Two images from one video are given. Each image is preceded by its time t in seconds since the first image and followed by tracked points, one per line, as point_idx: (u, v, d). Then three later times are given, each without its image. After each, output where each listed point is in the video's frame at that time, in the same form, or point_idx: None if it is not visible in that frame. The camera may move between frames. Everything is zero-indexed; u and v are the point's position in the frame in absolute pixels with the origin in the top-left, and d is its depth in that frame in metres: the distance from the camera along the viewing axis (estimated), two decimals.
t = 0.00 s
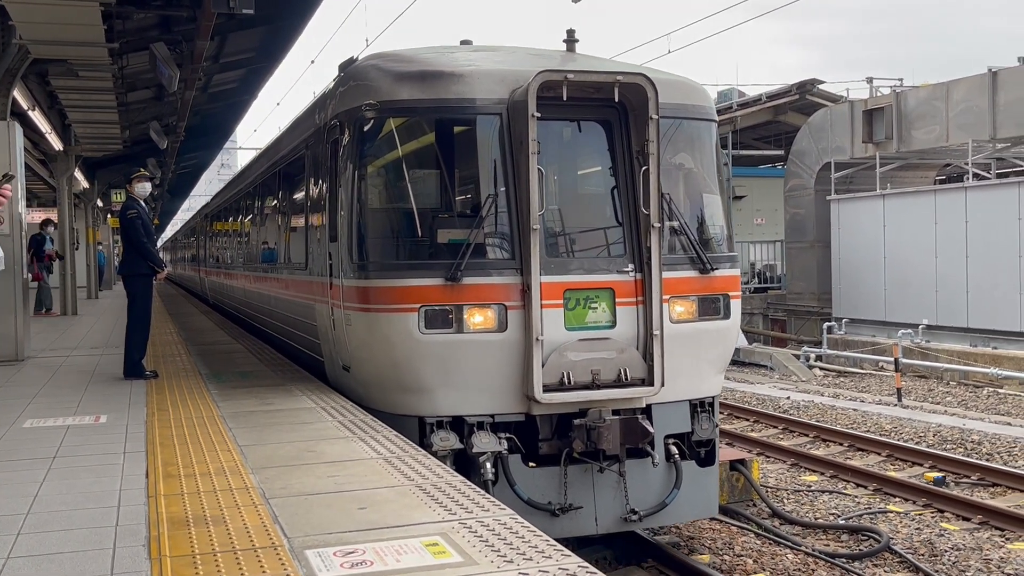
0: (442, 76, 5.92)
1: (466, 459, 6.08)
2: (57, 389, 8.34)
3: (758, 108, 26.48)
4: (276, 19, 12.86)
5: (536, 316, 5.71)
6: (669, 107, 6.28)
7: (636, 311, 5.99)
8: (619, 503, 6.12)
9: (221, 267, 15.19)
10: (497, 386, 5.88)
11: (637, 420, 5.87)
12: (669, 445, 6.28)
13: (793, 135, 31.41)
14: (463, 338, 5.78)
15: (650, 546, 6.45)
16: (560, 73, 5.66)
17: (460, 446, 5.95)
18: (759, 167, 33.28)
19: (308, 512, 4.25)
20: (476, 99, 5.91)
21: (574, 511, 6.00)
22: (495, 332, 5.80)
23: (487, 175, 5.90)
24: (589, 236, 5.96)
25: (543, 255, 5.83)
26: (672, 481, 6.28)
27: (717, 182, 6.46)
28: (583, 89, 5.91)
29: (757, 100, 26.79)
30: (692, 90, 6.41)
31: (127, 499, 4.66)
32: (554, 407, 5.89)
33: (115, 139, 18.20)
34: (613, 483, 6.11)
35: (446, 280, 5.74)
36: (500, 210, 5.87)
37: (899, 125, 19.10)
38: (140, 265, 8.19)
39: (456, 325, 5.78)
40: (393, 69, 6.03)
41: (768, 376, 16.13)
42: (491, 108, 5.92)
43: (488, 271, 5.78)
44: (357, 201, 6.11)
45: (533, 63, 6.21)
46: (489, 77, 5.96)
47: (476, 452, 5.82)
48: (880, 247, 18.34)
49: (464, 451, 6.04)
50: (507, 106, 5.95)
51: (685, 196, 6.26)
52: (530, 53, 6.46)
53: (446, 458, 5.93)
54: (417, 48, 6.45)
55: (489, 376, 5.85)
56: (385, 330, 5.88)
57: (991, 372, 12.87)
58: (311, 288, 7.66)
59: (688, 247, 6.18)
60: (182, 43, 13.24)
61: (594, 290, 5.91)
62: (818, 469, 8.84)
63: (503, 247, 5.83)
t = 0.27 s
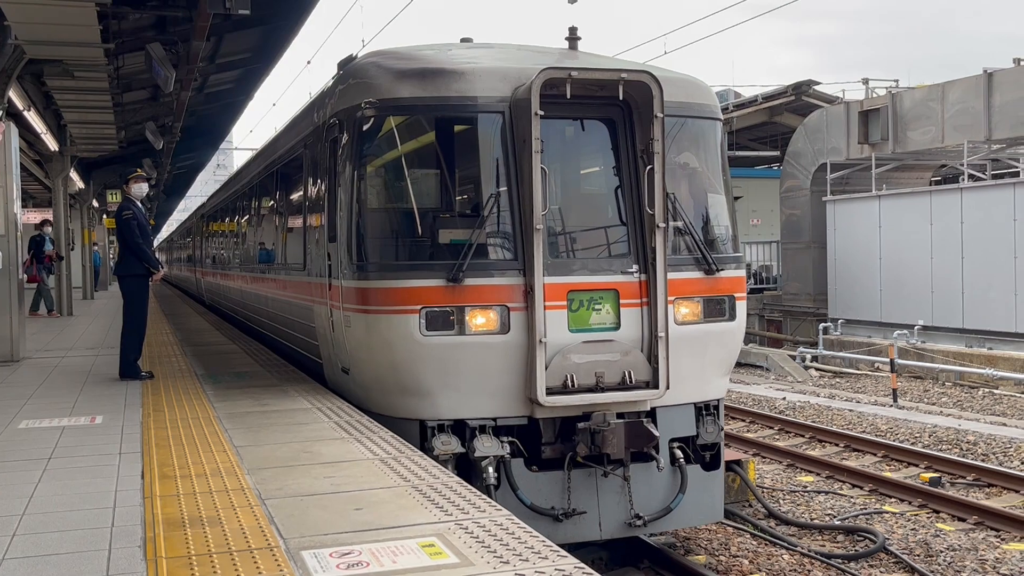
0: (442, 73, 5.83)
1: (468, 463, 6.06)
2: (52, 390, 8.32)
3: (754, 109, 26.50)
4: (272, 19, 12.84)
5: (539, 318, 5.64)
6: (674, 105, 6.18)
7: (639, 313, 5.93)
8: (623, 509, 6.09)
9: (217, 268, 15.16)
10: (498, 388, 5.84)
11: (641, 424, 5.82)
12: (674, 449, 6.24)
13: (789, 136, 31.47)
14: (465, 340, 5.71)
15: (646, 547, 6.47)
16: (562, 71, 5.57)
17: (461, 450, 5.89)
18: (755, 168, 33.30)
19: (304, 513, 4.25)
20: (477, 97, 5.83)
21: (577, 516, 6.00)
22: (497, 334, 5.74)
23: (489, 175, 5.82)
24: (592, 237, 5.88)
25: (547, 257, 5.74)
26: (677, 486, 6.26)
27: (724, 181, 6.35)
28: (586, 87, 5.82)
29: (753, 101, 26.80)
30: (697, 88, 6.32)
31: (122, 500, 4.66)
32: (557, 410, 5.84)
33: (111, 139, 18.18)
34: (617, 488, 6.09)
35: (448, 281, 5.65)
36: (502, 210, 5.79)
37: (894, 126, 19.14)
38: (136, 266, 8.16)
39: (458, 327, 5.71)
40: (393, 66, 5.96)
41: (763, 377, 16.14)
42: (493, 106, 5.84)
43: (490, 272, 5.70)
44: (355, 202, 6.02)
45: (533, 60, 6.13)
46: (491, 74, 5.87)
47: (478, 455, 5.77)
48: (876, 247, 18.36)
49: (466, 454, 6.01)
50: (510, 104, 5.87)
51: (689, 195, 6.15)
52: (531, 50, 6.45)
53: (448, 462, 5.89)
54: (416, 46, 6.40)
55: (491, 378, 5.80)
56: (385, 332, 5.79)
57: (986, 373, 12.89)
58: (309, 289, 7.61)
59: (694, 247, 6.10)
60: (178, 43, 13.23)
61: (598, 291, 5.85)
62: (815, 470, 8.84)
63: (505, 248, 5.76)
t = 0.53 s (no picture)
0: (445, 70, 5.65)
1: (471, 468, 5.88)
2: (48, 391, 8.31)
3: (750, 110, 26.53)
4: (268, 19, 12.82)
5: (544, 320, 5.48)
6: (680, 103, 6.03)
7: (646, 315, 5.74)
8: (628, 514, 5.91)
9: (213, 269, 15.13)
10: (501, 391, 5.67)
11: (647, 428, 5.63)
12: (680, 454, 6.04)
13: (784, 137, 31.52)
14: (468, 342, 5.54)
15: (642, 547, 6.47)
16: (568, 68, 5.41)
17: (464, 455, 5.70)
18: (750, 168, 33.37)
19: (299, 514, 4.24)
20: (480, 94, 5.66)
21: (582, 522, 5.80)
22: (500, 336, 5.57)
23: (492, 173, 5.66)
24: (598, 237, 5.72)
25: (551, 258, 5.56)
26: (684, 491, 6.05)
27: (729, 181, 6.22)
28: (591, 84, 5.67)
29: (749, 101, 26.83)
30: (703, 86, 6.16)
31: (117, 501, 4.65)
32: (562, 414, 5.66)
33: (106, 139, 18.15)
34: (622, 493, 5.90)
35: (450, 282, 5.49)
36: (506, 209, 5.63)
37: (890, 128, 19.16)
38: (132, 267, 8.15)
39: (460, 329, 5.55)
40: (394, 63, 5.77)
41: (759, 377, 16.16)
42: (496, 103, 5.68)
43: (493, 272, 5.53)
44: (354, 202, 5.87)
45: (535, 57, 5.99)
46: (494, 72, 5.70)
47: (481, 461, 5.60)
48: (871, 248, 18.38)
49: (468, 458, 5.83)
50: (513, 102, 5.70)
51: (695, 195, 6.02)
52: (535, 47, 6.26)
53: (450, 467, 5.68)
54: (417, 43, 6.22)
55: (494, 381, 5.64)
56: (385, 334, 5.63)
57: (981, 374, 12.91)
58: (306, 290, 7.55)
59: (700, 247, 5.94)
60: (173, 44, 13.21)
61: (603, 292, 5.67)
62: (810, 470, 8.85)
63: (509, 248, 5.59)
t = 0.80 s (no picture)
0: (449, 65, 5.47)
1: (475, 473, 5.66)
2: (43, 392, 8.29)
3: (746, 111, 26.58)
4: (263, 19, 12.80)
5: (551, 322, 5.27)
6: (688, 100, 5.84)
7: (655, 316, 5.54)
8: (636, 521, 5.73)
9: (209, 269, 15.09)
10: (506, 396, 5.46)
11: (656, 433, 5.42)
12: (689, 459, 5.85)
13: (779, 138, 31.61)
14: (472, 345, 5.33)
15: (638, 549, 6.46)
16: (575, 63, 5.21)
17: (468, 461, 5.49)
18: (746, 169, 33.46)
19: (295, 515, 4.23)
20: (485, 90, 5.46)
21: (589, 530, 5.62)
22: (506, 339, 5.36)
23: (497, 169, 5.45)
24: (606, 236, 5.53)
25: (558, 259, 5.37)
26: (693, 496, 5.87)
27: (738, 179, 6.02)
28: (598, 80, 5.47)
29: (745, 102, 26.88)
30: (711, 83, 5.97)
31: (113, 502, 4.64)
32: (568, 418, 5.45)
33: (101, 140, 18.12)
34: (630, 499, 5.72)
35: (454, 283, 5.28)
36: (511, 207, 5.42)
37: (885, 129, 19.20)
38: (128, 267, 8.14)
39: (464, 331, 5.33)
40: (396, 59, 5.58)
41: (755, 378, 16.19)
42: (502, 100, 5.48)
43: (498, 273, 5.32)
44: (354, 202, 5.67)
45: (539, 52, 5.82)
46: (500, 68, 5.51)
47: (485, 467, 5.39)
48: (867, 249, 18.40)
49: (473, 464, 5.62)
50: (519, 98, 5.50)
51: (703, 194, 5.82)
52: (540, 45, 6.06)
53: (454, 473, 5.47)
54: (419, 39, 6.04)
55: (500, 386, 5.43)
56: (387, 336, 5.42)
57: (976, 375, 12.94)
58: (302, 292, 7.48)
59: (709, 247, 5.75)
60: (169, 44, 13.18)
61: (610, 294, 5.46)
62: (806, 471, 8.86)
63: (515, 248, 5.38)
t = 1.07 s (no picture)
0: (454, 60, 5.30)
1: (481, 481, 5.48)
2: (38, 392, 8.28)
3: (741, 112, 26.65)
4: (259, 20, 12.78)
5: (559, 324, 5.11)
6: (700, 96, 5.67)
7: (665, 318, 5.39)
8: (647, 529, 5.55)
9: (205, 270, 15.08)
10: (514, 401, 5.30)
11: (667, 438, 5.32)
12: (700, 465, 5.71)
13: (775, 139, 31.71)
14: (478, 348, 5.17)
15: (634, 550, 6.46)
16: (584, 58, 5.05)
17: (474, 467, 5.32)
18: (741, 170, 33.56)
19: (291, 516, 4.23)
20: (489, 86, 5.31)
21: (598, 538, 5.45)
22: (513, 341, 5.21)
23: (504, 168, 5.29)
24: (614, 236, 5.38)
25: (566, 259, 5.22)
26: (705, 504, 5.72)
27: (750, 177, 5.85)
28: (607, 75, 5.32)
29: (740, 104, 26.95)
30: (722, 79, 5.78)
31: (108, 503, 4.63)
32: (577, 423, 5.28)
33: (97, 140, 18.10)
34: (641, 506, 5.55)
35: (460, 284, 5.12)
36: (518, 206, 5.27)
37: (881, 130, 19.22)
38: (124, 268, 8.12)
39: (470, 334, 5.17)
40: (399, 54, 5.42)
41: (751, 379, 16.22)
42: (508, 96, 5.32)
43: (504, 274, 5.17)
44: (355, 201, 5.51)
45: (544, 47, 5.67)
46: (507, 63, 5.35)
47: (492, 473, 5.22)
48: (863, 250, 18.42)
49: (478, 470, 5.45)
50: (526, 94, 5.35)
51: (713, 192, 5.66)
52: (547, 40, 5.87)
53: (460, 480, 5.31)
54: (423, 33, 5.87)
55: (506, 390, 5.27)
56: (391, 339, 5.26)
57: (972, 375, 12.96)
58: (300, 293, 7.43)
59: (721, 247, 5.60)
60: (164, 44, 13.16)
61: (619, 295, 5.31)
62: (801, 472, 8.88)
63: (522, 248, 5.24)
